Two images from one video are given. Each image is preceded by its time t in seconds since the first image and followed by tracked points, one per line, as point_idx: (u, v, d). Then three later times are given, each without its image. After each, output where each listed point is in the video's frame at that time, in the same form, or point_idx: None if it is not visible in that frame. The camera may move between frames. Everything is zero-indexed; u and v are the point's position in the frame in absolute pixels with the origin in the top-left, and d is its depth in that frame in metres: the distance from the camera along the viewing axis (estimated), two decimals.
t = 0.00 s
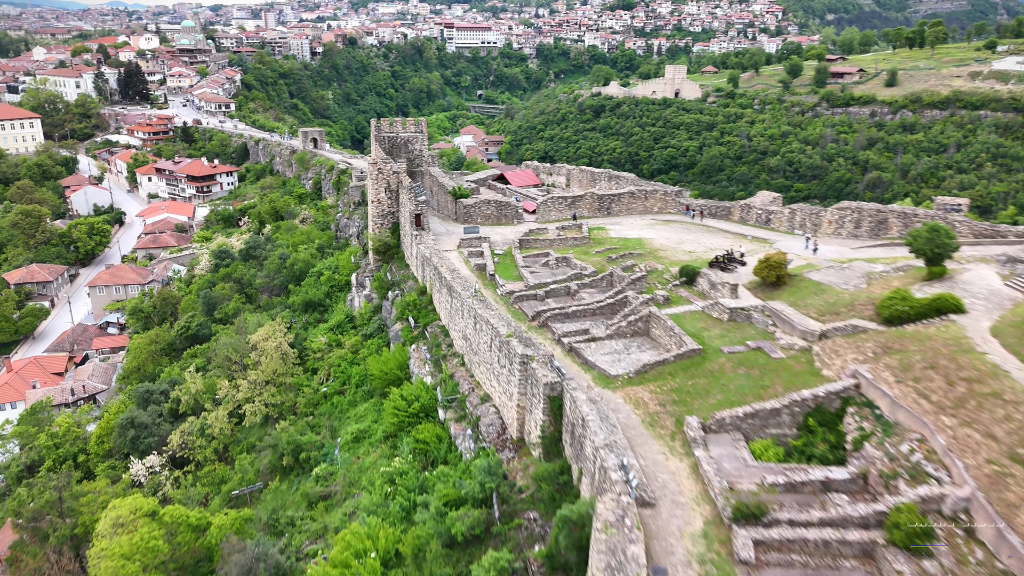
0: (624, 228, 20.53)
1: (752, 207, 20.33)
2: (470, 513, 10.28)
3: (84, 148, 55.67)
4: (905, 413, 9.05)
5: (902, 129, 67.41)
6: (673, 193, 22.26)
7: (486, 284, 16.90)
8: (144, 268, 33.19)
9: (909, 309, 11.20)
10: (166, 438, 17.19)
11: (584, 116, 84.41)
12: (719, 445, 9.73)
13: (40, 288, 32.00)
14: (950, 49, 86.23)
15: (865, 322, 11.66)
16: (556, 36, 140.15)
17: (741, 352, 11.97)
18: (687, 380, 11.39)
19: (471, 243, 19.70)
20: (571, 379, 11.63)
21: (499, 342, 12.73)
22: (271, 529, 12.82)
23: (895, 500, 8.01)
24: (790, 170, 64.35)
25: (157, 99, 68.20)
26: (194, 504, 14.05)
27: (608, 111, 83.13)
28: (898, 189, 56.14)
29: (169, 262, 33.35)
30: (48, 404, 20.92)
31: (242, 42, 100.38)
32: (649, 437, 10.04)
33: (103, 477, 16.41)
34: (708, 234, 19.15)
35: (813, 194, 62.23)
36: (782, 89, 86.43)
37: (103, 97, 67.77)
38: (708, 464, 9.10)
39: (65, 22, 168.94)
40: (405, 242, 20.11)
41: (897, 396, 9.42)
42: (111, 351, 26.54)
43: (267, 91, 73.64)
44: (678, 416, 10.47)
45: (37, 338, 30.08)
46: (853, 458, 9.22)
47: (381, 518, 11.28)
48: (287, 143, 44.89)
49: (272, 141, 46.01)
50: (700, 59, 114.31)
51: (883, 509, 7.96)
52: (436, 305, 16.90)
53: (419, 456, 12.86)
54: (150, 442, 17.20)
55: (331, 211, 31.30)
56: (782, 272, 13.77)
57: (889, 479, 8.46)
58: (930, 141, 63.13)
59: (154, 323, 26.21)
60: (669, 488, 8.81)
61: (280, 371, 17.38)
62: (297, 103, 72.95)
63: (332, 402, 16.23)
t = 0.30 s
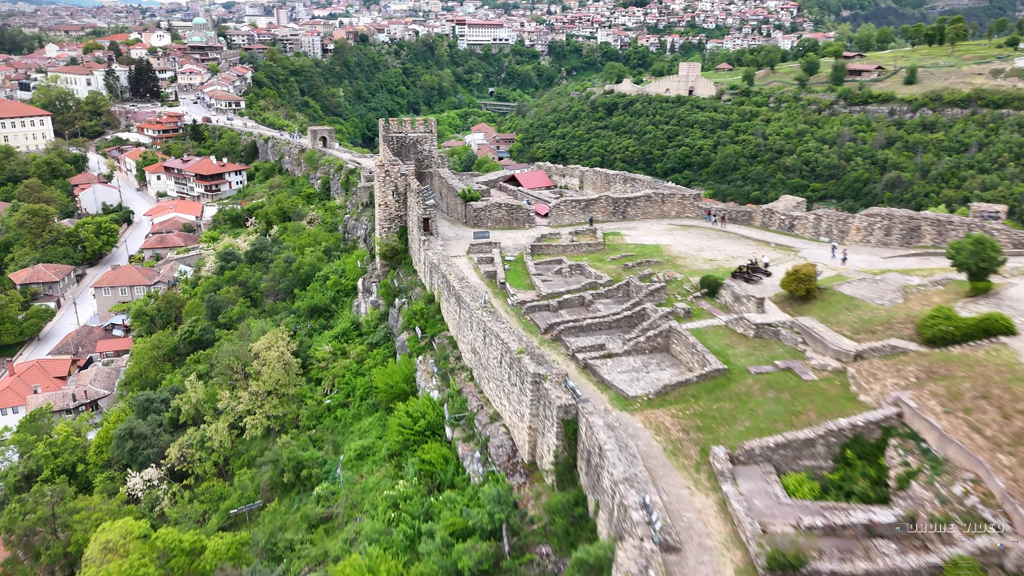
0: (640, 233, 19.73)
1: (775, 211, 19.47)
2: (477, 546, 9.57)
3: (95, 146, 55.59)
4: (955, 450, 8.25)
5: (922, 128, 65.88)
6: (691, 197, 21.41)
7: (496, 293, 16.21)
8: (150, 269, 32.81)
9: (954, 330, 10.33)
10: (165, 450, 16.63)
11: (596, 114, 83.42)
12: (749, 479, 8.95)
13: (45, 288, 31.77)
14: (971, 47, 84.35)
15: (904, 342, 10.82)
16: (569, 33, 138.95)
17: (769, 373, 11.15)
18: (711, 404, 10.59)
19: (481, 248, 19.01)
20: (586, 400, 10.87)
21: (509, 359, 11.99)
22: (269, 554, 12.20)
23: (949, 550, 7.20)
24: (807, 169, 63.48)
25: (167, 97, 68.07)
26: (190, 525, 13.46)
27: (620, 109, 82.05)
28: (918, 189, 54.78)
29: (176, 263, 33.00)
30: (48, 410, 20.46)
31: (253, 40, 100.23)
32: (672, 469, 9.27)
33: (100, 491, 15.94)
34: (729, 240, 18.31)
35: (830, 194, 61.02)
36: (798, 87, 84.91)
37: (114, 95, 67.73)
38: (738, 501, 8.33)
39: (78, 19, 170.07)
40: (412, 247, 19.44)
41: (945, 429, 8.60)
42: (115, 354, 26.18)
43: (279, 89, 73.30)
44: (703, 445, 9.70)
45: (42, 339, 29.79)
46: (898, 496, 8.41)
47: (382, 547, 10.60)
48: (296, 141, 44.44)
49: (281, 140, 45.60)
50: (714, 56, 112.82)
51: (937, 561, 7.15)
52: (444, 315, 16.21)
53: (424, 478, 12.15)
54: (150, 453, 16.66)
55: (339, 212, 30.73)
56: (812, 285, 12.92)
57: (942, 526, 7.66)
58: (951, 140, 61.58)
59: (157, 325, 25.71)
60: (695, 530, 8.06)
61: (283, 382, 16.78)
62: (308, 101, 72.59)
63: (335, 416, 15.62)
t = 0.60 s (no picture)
0: (657, 239, 18.92)
1: (799, 217, 18.57)
2: None
3: (105, 143, 55.43)
4: (1016, 494, 7.44)
5: (942, 126, 64.31)
6: (710, 201, 20.55)
7: (506, 303, 15.47)
8: (156, 270, 32.40)
9: (1006, 355, 9.48)
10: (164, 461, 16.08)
11: (608, 112, 82.33)
12: (782, 519, 8.16)
13: (51, 288, 31.53)
14: (993, 43, 82.36)
15: (949, 367, 9.97)
16: (581, 29, 137.66)
17: (800, 397, 10.34)
18: (739, 432, 9.80)
19: (491, 254, 18.30)
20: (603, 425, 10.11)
21: (521, 378, 11.25)
22: None
23: None
24: (823, 169, 62.41)
25: (178, 94, 67.90)
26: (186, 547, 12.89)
27: (633, 106, 80.85)
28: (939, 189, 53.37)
29: (182, 263, 32.60)
30: (47, 417, 20.09)
31: (264, 36, 100.01)
32: (698, 506, 8.49)
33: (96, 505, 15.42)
34: (751, 247, 17.47)
35: (847, 194, 59.92)
36: (815, 84, 83.32)
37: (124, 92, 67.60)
38: (772, 547, 7.56)
39: (92, 15, 170.87)
40: (420, 252, 18.75)
41: (1003, 468, 7.79)
42: (119, 357, 25.80)
43: (289, 86, 72.89)
44: (731, 479, 8.91)
45: (47, 340, 29.48)
46: (951, 544, 7.61)
47: None
48: (305, 140, 43.93)
49: (290, 138, 45.14)
50: (728, 52, 111.17)
51: None
52: (452, 325, 15.50)
53: (430, 502, 11.47)
54: (148, 465, 16.12)
55: (347, 213, 30.14)
56: (845, 300, 12.07)
57: None
58: (972, 139, 60.02)
59: (161, 329, 25.26)
60: None
61: (285, 393, 16.18)
62: (319, 98, 72.18)
63: (338, 430, 14.98)
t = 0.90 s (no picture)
0: (675, 246, 18.10)
1: (825, 223, 17.65)
2: None
3: (115, 141, 55.25)
4: None
5: (964, 125, 62.76)
6: (731, 205, 19.69)
7: (518, 314, 14.72)
8: (162, 270, 32.00)
9: None
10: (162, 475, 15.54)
11: (621, 109, 81.19)
12: (822, 568, 7.37)
13: (57, 288, 31.26)
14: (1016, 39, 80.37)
15: (1001, 396, 9.14)
16: (593, 25, 136.26)
17: (836, 426, 9.54)
18: (770, 465, 9.01)
19: (502, 261, 17.58)
20: (622, 456, 9.34)
21: (533, 400, 10.49)
22: None
23: None
24: (841, 168, 61.25)
25: (188, 91, 67.65)
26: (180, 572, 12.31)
27: (647, 103, 79.67)
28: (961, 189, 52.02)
29: (189, 264, 32.17)
30: (47, 424, 19.59)
31: (276, 33, 99.66)
32: (728, 552, 7.72)
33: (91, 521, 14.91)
34: (776, 255, 16.61)
35: (865, 194, 58.80)
36: (832, 81, 81.70)
37: (135, 88, 67.44)
38: None
39: (105, 11, 171.57)
40: (428, 258, 18.07)
41: None
42: (123, 360, 25.38)
43: (300, 82, 72.37)
44: (763, 519, 8.10)
45: (52, 342, 29.15)
46: None
47: None
48: (314, 138, 43.42)
49: (299, 136, 44.65)
50: (742, 49, 109.56)
51: None
52: (460, 337, 14.77)
53: (435, 530, 10.79)
54: (145, 479, 15.59)
55: (355, 214, 29.53)
56: (882, 318, 11.22)
57: None
58: (995, 138, 58.52)
59: (166, 332, 24.81)
60: None
61: (287, 406, 15.55)
62: (330, 95, 71.71)
63: (341, 446, 14.32)
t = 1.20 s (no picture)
0: (694, 253, 17.28)
1: (854, 231, 16.75)
2: None
3: (125, 138, 55.07)
4: None
5: (986, 123, 61.22)
6: (753, 210, 18.82)
7: (530, 326, 13.98)
8: (168, 271, 31.61)
9: None
10: (159, 489, 15.01)
11: (634, 106, 80.08)
12: None
13: (63, 288, 31.03)
14: None
15: None
16: (606, 21, 134.83)
17: (877, 461, 8.74)
18: (805, 504, 8.21)
19: (513, 268, 16.85)
20: (642, 492, 8.57)
21: (545, 426, 9.73)
22: None
23: None
24: (859, 167, 60.40)
25: (198, 88, 67.42)
26: None
27: (660, 101, 78.50)
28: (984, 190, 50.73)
29: (195, 264, 31.75)
30: (46, 431, 19.17)
31: (287, 29, 99.34)
32: None
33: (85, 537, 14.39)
34: (802, 265, 15.76)
35: (884, 193, 57.86)
36: (849, 78, 80.04)
37: (145, 85, 67.27)
38: None
39: (118, 7, 172.03)
40: (436, 265, 17.39)
41: None
42: (126, 364, 24.98)
43: (311, 79, 71.91)
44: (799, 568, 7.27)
45: (57, 343, 28.85)
46: None
47: None
48: (324, 136, 42.91)
49: (308, 134, 44.15)
50: (757, 45, 107.93)
51: None
52: (468, 349, 14.07)
53: (440, 563, 10.11)
54: (142, 493, 15.07)
55: (363, 214, 28.94)
56: (924, 339, 10.40)
57: None
58: (1019, 137, 57.02)
59: (170, 335, 24.38)
60: None
61: (287, 419, 14.94)
62: (341, 92, 71.22)
63: (344, 464, 13.68)
